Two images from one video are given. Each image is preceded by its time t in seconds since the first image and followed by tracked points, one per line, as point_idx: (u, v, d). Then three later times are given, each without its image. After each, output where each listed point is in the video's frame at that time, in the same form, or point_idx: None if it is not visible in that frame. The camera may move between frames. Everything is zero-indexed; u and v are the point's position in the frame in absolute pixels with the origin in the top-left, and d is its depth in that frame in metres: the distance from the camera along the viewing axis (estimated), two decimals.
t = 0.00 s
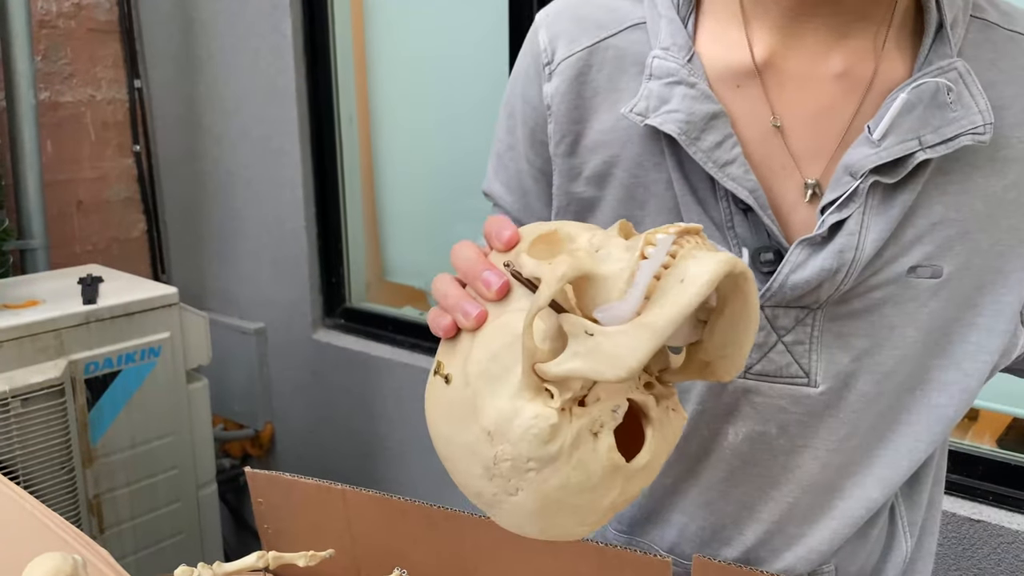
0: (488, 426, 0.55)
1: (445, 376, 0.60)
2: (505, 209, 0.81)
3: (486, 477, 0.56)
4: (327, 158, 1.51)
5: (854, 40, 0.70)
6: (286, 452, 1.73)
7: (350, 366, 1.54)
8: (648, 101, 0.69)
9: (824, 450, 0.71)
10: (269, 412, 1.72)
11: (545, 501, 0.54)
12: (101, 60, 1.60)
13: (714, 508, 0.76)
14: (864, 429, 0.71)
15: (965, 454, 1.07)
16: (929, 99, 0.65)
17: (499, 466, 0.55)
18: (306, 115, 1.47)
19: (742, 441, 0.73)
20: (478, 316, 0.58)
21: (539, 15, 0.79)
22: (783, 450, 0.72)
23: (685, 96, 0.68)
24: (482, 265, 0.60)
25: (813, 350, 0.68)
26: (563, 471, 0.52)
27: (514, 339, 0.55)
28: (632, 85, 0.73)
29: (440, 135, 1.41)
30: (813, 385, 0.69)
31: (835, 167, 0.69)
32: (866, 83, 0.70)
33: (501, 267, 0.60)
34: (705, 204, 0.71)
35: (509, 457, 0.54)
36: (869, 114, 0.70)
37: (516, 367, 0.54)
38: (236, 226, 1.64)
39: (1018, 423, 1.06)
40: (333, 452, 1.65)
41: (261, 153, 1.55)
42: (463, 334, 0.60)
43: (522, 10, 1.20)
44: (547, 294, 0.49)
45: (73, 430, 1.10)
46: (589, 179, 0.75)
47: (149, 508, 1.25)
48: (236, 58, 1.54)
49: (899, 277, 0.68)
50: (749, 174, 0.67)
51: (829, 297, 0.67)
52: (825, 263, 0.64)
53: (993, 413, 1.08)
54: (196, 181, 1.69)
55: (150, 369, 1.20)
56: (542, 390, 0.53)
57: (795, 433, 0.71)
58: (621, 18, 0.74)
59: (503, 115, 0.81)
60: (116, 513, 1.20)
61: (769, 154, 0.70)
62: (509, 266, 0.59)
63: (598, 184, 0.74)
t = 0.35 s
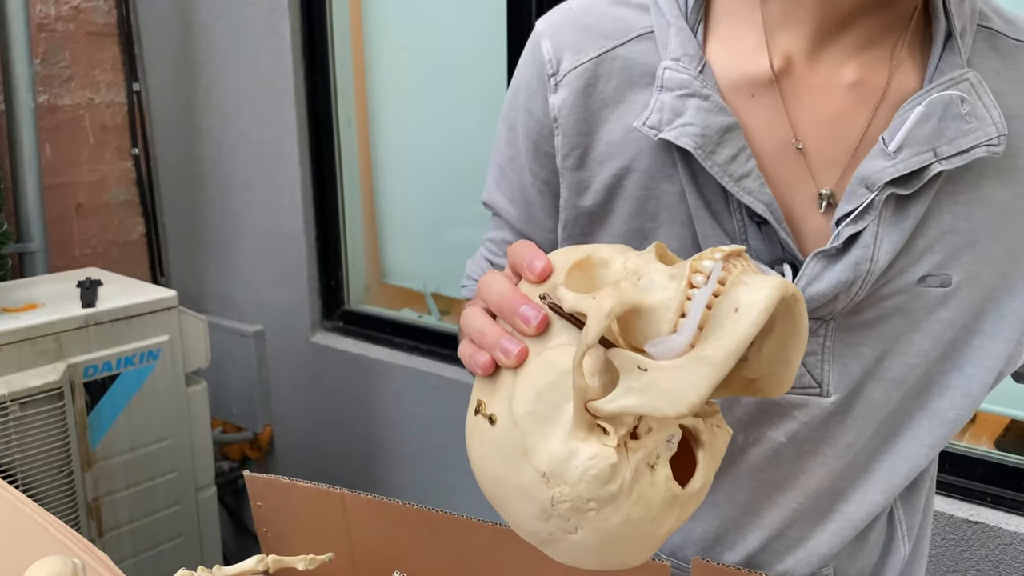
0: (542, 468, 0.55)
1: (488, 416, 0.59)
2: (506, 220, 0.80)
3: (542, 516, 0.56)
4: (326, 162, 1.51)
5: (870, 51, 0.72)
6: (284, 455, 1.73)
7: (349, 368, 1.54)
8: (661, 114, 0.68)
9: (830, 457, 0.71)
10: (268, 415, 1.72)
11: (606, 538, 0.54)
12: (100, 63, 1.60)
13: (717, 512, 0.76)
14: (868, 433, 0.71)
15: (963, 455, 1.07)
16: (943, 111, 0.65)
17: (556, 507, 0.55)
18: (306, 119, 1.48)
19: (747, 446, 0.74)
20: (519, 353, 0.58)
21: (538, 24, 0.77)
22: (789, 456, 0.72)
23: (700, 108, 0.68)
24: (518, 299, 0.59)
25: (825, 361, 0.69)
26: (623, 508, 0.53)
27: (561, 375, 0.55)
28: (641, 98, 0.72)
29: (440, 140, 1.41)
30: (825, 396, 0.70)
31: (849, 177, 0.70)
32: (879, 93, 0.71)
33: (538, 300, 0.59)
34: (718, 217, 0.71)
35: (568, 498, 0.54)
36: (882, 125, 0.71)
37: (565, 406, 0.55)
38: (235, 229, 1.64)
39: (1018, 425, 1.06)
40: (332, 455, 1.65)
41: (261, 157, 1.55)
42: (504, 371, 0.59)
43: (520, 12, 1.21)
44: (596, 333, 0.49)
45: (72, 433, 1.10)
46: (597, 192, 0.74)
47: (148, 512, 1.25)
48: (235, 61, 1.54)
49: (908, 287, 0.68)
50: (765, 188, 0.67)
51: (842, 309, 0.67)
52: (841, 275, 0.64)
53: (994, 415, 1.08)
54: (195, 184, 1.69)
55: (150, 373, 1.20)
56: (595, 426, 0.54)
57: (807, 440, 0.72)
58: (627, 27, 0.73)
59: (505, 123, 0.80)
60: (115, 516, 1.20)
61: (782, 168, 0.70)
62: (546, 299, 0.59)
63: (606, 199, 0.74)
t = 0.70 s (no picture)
0: (535, 485, 0.55)
1: (482, 429, 0.59)
2: (520, 215, 0.79)
3: (534, 530, 0.56)
4: (322, 167, 1.51)
5: (902, 71, 0.70)
6: (280, 458, 1.73)
7: (344, 371, 1.54)
8: (693, 123, 0.67)
9: (848, 464, 0.72)
10: (264, 418, 1.72)
11: (598, 554, 0.55)
12: (95, 66, 1.60)
13: (722, 515, 0.77)
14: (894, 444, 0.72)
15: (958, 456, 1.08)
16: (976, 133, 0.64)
17: (549, 523, 0.55)
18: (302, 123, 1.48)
19: (760, 451, 0.74)
20: (514, 365, 0.58)
21: (564, 20, 0.75)
22: (803, 461, 0.73)
23: (732, 119, 0.66)
24: (515, 310, 0.59)
25: (846, 372, 0.69)
26: (616, 526, 0.53)
27: (555, 391, 0.55)
28: (672, 101, 0.71)
29: (438, 145, 1.41)
30: (844, 406, 0.70)
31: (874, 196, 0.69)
32: (909, 113, 0.70)
33: (533, 313, 0.59)
34: (747, 227, 0.70)
35: (560, 515, 0.54)
36: (910, 144, 0.70)
37: (559, 422, 0.54)
38: (231, 233, 1.64)
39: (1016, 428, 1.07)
40: (330, 459, 1.65)
41: (258, 160, 1.55)
42: (500, 383, 0.59)
43: (516, 15, 1.21)
44: (591, 352, 0.49)
45: (68, 437, 1.10)
46: (620, 194, 0.74)
47: (145, 515, 1.25)
48: (230, 65, 1.54)
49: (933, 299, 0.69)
50: (795, 202, 0.67)
51: (866, 323, 0.67)
52: (870, 293, 0.64)
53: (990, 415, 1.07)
54: (190, 187, 1.69)
55: (145, 376, 1.20)
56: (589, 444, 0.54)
57: (834, 448, 0.73)
58: (658, 29, 0.72)
59: (523, 119, 0.78)
60: (112, 520, 1.20)
61: (810, 178, 0.70)
62: (541, 311, 0.58)
63: (629, 201, 0.74)
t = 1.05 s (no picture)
0: (568, 560, 0.55)
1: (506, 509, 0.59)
2: (538, 201, 0.79)
3: None
4: (319, 169, 1.51)
5: (914, 70, 0.69)
6: (278, 460, 1.73)
7: (342, 371, 1.54)
8: (706, 112, 0.68)
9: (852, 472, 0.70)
10: (262, 419, 1.71)
11: None
12: (91, 68, 1.59)
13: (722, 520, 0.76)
14: (901, 457, 0.68)
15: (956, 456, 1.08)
16: (984, 138, 0.64)
17: None
18: (298, 125, 1.49)
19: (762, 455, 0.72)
20: (517, 452, 0.56)
21: (591, 8, 0.77)
22: (808, 469, 0.70)
23: (746, 110, 0.67)
24: (501, 397, 0.57)
25: (844, 372, 0.68)
26: None
27: (561, 476, 0.55)
28: (686, 91, 0.72)
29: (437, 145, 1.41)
30: (842, 406, 0.68)
31: (879, 196, 0.68)
32: (919, 113, 0.69)
33: (522, 397, 0.57)
34: (754, 217, 0.69)
35: None
36: (916, 149, 0.69)
37: (571, 503, 0.55)
38: (228, 235, 1.64)
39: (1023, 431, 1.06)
40: (329, 461, 1.65)
41: (254, 162, 1.55)
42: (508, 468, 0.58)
43: (512, 14, 1.20)
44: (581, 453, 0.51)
45: (65, 439, 1.10)
46: (633, 182, 0.73)
47: (142, 517, 1.25)
48: (226, 66, 1.54)
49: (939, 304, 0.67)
50: (803, 195, 0.66)
51: (865, 323, 0.66)
52: (870, 293, 0.63)
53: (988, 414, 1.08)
54: (186, 189, 1.69)
55: (143, 378, 1.20)
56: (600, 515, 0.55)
57: (828, 459, 0.70)
58: (680, 19, 0.73)
59: (546, 105, 0.78)
60: (109, 522, 1.20)
61: (816, 172, 0.69)
62: (530, 395, 0.56)
63: (642, 189, 0.73)
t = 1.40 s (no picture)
0: None
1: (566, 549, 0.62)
2: (553, 190, 0.84)
3: None
4: (317, 169, 1.52)
5: (900, 64, 0.68)
6: (278, 459, 1.73)
7: (342, 370, 1.55)
8: (691, 101, 0.70)
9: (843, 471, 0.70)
10: (261, 419, 1.72)
11: None
12: (89, 69, 1.59)
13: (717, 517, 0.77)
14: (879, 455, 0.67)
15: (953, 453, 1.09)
16: (955, 140, 0.61)
17: None
18: (296, 126, 1.50)
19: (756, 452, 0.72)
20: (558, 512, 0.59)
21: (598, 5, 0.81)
22: (802, 467, 0.71)
23: (728, 101, 0.69)
24: (529, 474, 0.58)
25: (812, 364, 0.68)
26: None
27: (599, 536, 0.57)
28: (677, 81, 0.74)
29: (434, 145, 1.41)
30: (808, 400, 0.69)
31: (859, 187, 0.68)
32: (903, 107, 0.68)
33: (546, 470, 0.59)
34: (732, 207, 0.71)
35: None
36: (895, 147, 0.67)
37: (617, 554, 0.58)
38: (228, 234, 1.65)
39: None
40: (329, 460, 1.65)
41: (252, 162, 1.56)
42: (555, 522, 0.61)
43: (511, 14, 1.20)
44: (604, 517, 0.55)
45: (65, 439, 1.10)
46: (630, 168, 0.76)
47: (143, 516, 1.25)
48: (225, 66, 1.55)
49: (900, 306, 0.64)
50: (778, 186, 0.67)
51: (833, 317, 0.66)
52: (833, 287, 0.64)
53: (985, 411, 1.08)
54: (185, 189, 1.69)
55: (143, 377, 1.21)
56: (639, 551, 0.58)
57: (814, 452, 0.70)
58: (676, 14, 0.75)
59: (560, 95, 0.83)
60: (110, 522, 1.20)
61: (799, 165, 0.70)
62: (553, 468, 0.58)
63: (638, 175, 0.76)
